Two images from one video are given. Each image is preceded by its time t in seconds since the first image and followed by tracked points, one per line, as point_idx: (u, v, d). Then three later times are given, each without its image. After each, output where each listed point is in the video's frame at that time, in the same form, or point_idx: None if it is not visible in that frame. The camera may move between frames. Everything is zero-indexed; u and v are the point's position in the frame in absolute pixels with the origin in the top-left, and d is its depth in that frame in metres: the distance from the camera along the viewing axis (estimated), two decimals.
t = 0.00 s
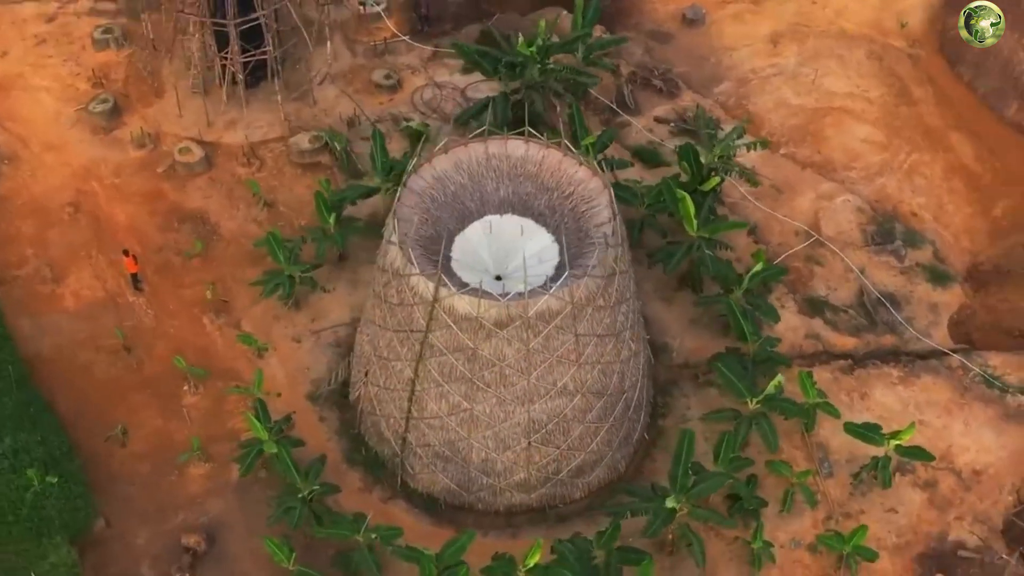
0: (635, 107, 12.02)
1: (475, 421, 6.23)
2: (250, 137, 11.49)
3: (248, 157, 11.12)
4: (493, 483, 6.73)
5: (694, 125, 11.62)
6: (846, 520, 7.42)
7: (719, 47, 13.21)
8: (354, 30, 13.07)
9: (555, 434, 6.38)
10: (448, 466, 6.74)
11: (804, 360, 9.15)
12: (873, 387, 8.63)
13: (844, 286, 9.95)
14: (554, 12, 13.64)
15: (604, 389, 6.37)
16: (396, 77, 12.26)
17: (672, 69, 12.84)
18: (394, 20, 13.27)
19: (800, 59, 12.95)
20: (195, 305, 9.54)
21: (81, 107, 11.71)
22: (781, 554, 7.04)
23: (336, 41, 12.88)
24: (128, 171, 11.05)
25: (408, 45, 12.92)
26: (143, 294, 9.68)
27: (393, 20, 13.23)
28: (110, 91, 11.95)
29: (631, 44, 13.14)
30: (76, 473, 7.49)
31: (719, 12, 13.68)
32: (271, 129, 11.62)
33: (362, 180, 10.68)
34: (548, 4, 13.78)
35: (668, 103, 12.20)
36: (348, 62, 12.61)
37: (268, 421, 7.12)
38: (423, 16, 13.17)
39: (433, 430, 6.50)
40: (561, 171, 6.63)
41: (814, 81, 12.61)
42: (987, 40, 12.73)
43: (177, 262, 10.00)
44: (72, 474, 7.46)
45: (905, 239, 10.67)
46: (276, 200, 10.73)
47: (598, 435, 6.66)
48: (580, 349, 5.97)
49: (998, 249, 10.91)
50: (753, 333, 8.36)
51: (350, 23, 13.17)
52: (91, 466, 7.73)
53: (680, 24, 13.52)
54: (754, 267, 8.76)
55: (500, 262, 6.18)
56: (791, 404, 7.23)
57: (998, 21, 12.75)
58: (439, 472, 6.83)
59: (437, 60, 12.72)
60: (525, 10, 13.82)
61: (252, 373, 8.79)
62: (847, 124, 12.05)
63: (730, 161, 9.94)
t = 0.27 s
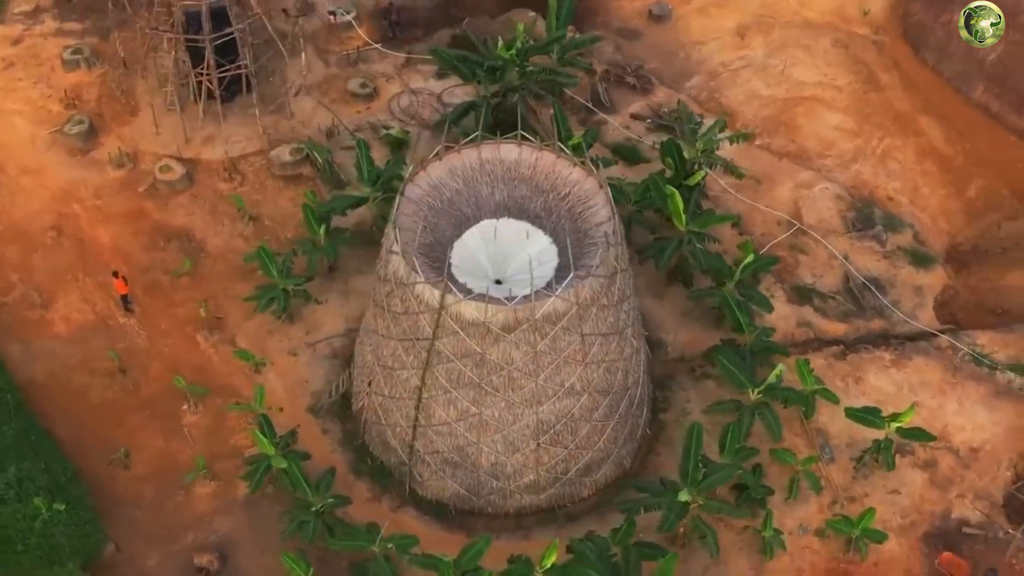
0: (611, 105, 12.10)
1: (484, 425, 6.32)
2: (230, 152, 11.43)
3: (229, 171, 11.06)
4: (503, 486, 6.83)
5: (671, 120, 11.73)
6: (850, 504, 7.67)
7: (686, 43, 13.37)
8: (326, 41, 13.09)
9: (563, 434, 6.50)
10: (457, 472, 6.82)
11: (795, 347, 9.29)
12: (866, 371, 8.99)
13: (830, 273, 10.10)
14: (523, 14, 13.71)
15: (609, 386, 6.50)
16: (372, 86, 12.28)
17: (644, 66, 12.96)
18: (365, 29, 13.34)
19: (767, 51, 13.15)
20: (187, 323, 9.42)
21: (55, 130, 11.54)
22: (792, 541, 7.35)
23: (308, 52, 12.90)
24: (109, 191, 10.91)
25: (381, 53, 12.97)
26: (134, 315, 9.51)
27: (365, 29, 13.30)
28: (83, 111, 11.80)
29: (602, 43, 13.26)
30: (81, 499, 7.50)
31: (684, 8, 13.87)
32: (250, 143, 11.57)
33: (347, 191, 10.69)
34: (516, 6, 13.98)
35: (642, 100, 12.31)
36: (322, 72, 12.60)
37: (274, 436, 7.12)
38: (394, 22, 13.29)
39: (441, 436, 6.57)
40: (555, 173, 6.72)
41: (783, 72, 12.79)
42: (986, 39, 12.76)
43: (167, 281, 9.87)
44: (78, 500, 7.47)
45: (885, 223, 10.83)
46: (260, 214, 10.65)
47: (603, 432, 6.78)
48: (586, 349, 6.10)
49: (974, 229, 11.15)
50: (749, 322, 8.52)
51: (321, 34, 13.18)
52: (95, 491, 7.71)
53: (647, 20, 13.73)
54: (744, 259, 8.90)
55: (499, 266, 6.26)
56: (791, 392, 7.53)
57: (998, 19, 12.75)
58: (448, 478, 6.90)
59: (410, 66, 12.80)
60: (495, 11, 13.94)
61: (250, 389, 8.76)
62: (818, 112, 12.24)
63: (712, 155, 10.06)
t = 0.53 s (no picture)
0: (595, 105, 12.13)
1: (490, 428, 6.39)
2: (216, 162, 11.39)
3: (215, 182, 11.02)
4: (509, 488, 6.89)
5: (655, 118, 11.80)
6: (852, 493, 7.84)
7: (664, 41, 13.44)
8: (307, 48, 13.07)
9: (567, 434, 6.59)
10: (463, 476, 6.87)
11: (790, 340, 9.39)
12: (862, 361, 9.11)
13: (820, 265, 10.18)
14: (503, 17, 13.86)
15: (612, 385, 6.62)
16: (356, 92, 12.28)
17: (625, 64, 13.02)
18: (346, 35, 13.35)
19: (746, 46, 13.25)
20: (182, 336, 9.38)
21: (39, 145, 11.43)
22: (797, 531, 7.50)
23: (289, 59, 12.86)
24: (96, 206, 10.84)
25: (363, 59, 12.97)
26: (128, 329, 9.46)
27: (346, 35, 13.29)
28: (67, 126, 11.70)
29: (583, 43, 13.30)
30: (86, 515, 7.50)
31: (661, 6, 13.96)
32: (237, 153, 11.54)
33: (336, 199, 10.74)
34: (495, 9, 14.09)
35: (625, 99, 12.36)
36: (305, 79, 12.58)
37: (277, 445, 7.12)
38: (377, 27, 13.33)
39: (447, 440, 6.62)
40: (550, 175, 6.78)
41: (762, 67, 12.89)
42: (989, 39, 12.52)
43: (159, 294, 9.81)
44: (84, 517, 7.48)
45: (871, 214, 10.94)
46: (251, 223, 10.62)
47: (606, 431, 6.88)
48: (589, 349, 6.20)
49: (958, 218, 11.30)
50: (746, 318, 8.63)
51: (301, 41, 13.15)
52: (99, 508, 7.70)
53: (625, 18, 13.79)
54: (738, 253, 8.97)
55: (498, 268, 6.29)
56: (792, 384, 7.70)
57: (1000, 21, 12.47)
58: (453, 482, 6.95)
59: (394, 71, 12.82)
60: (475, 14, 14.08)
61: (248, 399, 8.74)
62: (799, 106, 12.34)
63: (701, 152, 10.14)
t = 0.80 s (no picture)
0: (571, 104, 12.16)
1: (498, 430, 6.53)
2: (199, 177, 11.34)
3: (198, 196, 10.97)
4: (517, 489, 7.03)
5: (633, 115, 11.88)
6: (854, 478, 8.13)
7: (635, 38, 13.53)
8: (281, 59, 13.04)
9: (572, 432, 6.76)
10: (471, 478, 6.98)
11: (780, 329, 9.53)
12: (852, 347, 9.27)
13: (804, 254, 10.33)
14: (475, 20, 13.97)
15: (614, 381, 6.79)
16: (334, 101, 12.26)
17: (598, 62, 13.07)
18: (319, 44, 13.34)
19: (715, 40, 13.39)
20: (175, 352, 9.33)
21: (17, 166, 11.28)
22: (803, 518, 7.81)
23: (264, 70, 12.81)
24: (80, 226, 10.74)
25: (338, 67, 12.96)
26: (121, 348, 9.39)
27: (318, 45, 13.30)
28: (44, 147, 11.57)
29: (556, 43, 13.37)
30: (95, 538, 7.51)
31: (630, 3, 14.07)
32: (219, 167, 11.50)
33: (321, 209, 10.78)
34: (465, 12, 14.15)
35: (601, 96, 12.40)
36: (281, 90, 12.56)
37: (283, 457, 7.14)
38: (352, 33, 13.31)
39: (454, 445, 6.73)
40: (543, 176, 6.86)
41: (732, 60, 13.05)
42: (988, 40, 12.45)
43: (150, 312, 9.75)
44: (92, 539, 7.48)
45: (851, 201, 11.11)
46: (237, 237, 10.60)
47: (609, 427, 7.04)
48: (592, 348, 6.37)
49: (935, 201, 11.49)
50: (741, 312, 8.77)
51: (275, 52, 13.11)
52: (105, 530, 7.69)
53: (595, 17, 13.86)
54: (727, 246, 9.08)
55: (496, 271, 6.35)
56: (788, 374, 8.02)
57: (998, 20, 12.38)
58: (461, 486, 7.05)
59: (369, 78, 12.81)
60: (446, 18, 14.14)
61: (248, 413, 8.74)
62: (772, 97, 12.49)
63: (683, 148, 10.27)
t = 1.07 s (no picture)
0: (548, 104, 12.12)
1: (506, 431, 6.57)
2: (181, 191, 11.24)
3: (182, 211, 10.87)
4: (525, 489, 7.07)
5: (610, 113, 11.90)
6: (853, 462, 8.24)
7: (605, 34, 13.56)
8: (255, 69, 12.94)
9: (578, 430, 6.81)
10: (479, 482, 7.00)
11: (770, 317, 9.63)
12: (843, 332, 9.37)
13: (788, 243, 10.42)
14: (446, 22, 14.05)
15: (617, 378, 6.85)
16: (313, 110, 12.22)
17: (572, 59, 13.07)
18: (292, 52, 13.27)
19: (685, 34, 13.48)
20: (170, 369, 9.25)
21: None
22: (807, 504, 7.91)
23: (238, 81, 12.70)
24: (63, 246, 10.60)
25: (313, 76, 12.90)
26: (114, 368, 9.28)
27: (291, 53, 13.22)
28: (21, 168, 11.39)
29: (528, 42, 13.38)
30: (104, 561, 7.47)
31: None
32: (201, 180, 11.40)
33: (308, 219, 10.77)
34: (437, 15, 14.24)
35: (577, 94, 12.39)
36: (258, 101, 12.47)
37: (290, 469, 7.14)
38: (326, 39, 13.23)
39: (462, 449, 6.75)
40: (538, 177, 6.90)
41: (703, 53, 13.14)
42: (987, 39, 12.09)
43: (141, 329, 9.65)
44: (102, 563, 7.45)
45: (830, 188, 11.24)
46: (225, 250, 10.53)
47: (613, 424, 7.11)
48: (596, 346, 6.43)
49: (911, 184, 11.71)
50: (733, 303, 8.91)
51: (248, 62, 13.01)
52: (114, 552, 7.65)
53: (565, 15, 13.87)
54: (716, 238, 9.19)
55: (495, 274, 6.40)
56: (785, 363, 8.16)
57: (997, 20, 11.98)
58: (469, 490, 7.07)
59: (346, 85, 12.78)
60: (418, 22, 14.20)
61: (248, 427, 8.69)
62: (745, 89, 12.60)
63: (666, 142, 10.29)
